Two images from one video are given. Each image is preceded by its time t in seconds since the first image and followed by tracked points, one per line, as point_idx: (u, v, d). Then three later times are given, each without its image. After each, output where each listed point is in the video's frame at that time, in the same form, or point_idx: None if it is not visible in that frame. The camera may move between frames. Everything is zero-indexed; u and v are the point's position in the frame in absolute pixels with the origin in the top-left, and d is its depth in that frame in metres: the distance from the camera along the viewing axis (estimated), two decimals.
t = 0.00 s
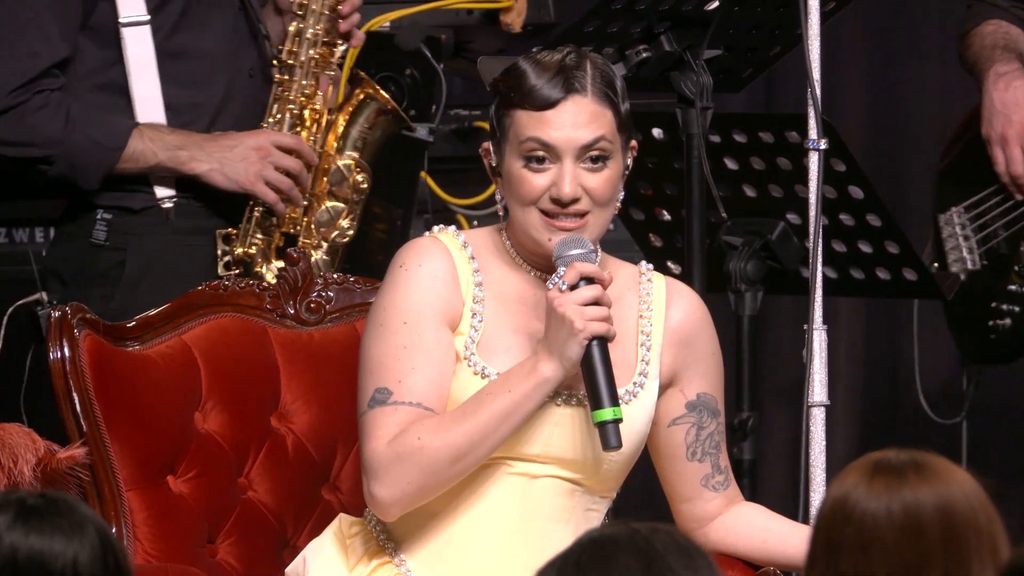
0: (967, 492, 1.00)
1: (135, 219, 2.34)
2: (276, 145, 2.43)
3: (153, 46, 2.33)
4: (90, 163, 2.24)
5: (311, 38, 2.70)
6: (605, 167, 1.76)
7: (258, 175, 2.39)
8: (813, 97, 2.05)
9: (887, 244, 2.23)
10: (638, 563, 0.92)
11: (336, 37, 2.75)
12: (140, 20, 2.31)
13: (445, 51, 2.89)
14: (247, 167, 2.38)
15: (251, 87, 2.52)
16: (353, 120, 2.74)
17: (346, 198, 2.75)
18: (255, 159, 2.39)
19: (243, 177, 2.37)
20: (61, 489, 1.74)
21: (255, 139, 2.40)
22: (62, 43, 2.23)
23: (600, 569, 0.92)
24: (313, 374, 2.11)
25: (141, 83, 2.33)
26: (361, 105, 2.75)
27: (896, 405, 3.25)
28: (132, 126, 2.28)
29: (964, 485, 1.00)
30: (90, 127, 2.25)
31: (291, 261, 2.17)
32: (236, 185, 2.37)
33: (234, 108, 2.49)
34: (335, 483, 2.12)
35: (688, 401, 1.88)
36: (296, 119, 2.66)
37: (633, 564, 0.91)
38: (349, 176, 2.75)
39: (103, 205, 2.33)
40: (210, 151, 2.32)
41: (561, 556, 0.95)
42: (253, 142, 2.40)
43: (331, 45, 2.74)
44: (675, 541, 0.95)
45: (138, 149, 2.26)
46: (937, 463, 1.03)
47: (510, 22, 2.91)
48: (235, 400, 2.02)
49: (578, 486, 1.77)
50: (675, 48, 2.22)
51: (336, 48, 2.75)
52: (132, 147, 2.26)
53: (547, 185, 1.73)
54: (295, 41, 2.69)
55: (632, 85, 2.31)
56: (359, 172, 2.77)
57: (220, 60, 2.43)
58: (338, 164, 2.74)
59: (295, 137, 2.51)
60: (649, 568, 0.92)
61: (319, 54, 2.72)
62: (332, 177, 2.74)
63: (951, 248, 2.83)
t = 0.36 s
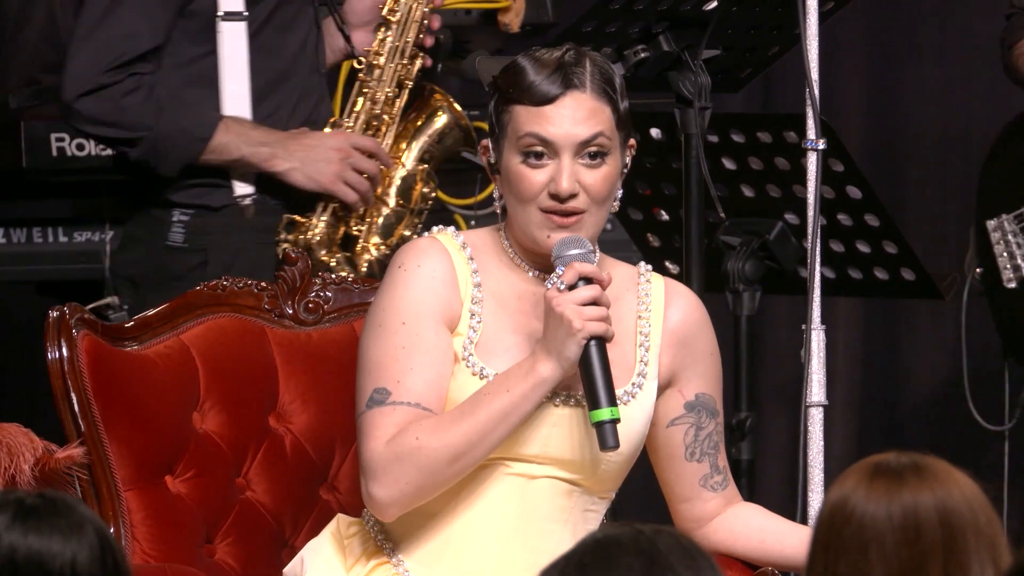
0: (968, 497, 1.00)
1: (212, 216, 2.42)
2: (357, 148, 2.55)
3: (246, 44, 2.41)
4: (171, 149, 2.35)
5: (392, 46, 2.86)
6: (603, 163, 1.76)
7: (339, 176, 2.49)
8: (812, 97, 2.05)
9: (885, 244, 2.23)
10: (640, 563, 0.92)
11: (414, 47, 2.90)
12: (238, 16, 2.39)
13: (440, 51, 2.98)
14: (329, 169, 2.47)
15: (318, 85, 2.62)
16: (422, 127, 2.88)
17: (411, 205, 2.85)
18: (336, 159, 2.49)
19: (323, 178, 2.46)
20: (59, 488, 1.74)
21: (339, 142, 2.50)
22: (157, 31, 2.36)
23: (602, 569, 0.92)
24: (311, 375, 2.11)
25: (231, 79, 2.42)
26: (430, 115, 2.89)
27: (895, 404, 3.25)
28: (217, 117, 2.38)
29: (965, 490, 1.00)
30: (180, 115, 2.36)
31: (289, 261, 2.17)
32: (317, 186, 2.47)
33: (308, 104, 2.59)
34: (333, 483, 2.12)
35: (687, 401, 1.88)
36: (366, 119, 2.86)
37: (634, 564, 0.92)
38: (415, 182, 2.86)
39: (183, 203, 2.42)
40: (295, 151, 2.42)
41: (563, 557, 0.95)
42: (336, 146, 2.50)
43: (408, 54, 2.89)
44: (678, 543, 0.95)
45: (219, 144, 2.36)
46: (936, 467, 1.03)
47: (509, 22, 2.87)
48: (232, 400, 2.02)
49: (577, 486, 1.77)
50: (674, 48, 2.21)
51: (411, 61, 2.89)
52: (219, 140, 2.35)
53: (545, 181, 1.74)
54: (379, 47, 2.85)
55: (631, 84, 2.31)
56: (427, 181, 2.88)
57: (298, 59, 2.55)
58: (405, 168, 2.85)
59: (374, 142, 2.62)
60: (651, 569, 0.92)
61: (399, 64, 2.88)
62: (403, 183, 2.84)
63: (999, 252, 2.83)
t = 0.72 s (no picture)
0: (966, 493, 0.99)
1: (264, 217, 2.44)
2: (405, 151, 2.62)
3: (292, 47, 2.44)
4: (240, 153, 2.36)
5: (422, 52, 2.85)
6: (599, 158, 1.76)
7: (390, 178, 2.57)
8: (809, 97, 2.04)
9: (882, 244, 2.23)
10: (641, 564, 0.92)
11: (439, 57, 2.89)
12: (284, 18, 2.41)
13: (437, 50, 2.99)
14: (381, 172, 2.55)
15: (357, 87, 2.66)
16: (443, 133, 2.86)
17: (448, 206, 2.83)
18: (388, 163, 2.57)
19: (376, 181, 2.54)
20: (57, 489, 1.74)
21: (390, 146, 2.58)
22: (218, 36, 2.35)
23: (604, 569, 0.92)
24: (308, 374, 2.11)
25: (279, 82, 2.45)
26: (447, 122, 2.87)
27: (893, 403, 3.26)
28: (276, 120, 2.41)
29: (964, 486, 1.00)
30: (245, 121, 2.37)
31: (286, 261, 2.17)
32: (372, 189, 2.54)
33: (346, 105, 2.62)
34: (331, 483, 2.13)
35: (685, 400, 1.88)
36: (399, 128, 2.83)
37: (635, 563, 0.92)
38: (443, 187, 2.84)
39: (230, 207, 2.43)
40: (354, 153, 2.49)
41: (563, 555, 0.96)
42: (390, 149, 2.58)
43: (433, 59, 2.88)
44: (680, 542, 0.95)
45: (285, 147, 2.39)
46: (935, 462, 1.03)
47: (506, 23, 2.93)
48: (228, 400, 2.02)
49: (575, 486, 1.77)
50: (672, 48, 2.21)
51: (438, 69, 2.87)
52: (284, 142, 2.38)
53: (542, 176, 1.73)
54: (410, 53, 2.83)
55: (630, 84, 2.31)
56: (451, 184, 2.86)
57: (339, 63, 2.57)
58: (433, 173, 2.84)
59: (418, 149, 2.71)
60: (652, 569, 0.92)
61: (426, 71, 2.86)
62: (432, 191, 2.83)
63: None
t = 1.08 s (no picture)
0: (966, 493, 0.99)
1: (191, 212, 2.33)
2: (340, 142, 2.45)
3: (217, 42, 2.34)
4: (153, 155, 2.27)
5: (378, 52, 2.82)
6: (619, 167, 1.77)
7: (321, 171, 2.42)
8: (807, 96, 2.04)
9: (881, 243, 2.23)
10: (642, 564, 0.92)
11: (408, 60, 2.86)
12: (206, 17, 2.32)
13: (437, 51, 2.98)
14: (315, 166, 2.41)
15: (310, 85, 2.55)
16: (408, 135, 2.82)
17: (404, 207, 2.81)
18: (319, 155, 2.41)
19: (308, 173, 2.40)
20: (54, 489, 1.74)
21: (322, 136, 2.41)
22: (127, 39, 2.27)
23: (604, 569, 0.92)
24: (308, 373, 2.11)
25: (203, 77, 2.35)
26: (416, 124, 2.82)
27: (890, 403, 3.25)
28: (194, 117, 2.31)
29: (965, 487, 1.00)
30: (146, 123, 2.28)
31: (284, 261, 2.17)
32: (299, 182, 2.39)
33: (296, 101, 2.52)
34: (329, 483, 2.13)
35: (683, 398, 1.88)
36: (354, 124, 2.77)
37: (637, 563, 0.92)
38: (399, 188, 2.78)
39: (161, 199, 2.33)
40: (273, 145, 2.33)
41: (563, 555, 0.96)
42: (320, 140, 2.41)
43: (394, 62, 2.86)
44: (679, 543, 0.95)
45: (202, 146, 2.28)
46: (935, 463, 1.03)
47: (503, 22, 2.89)
48: (226, 399, 2.02)
49: (575, 484, 1.77)
50: (669, 48, 2.21)
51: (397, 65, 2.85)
52: (197, 141, 2.27)
53: (567, 182, 1.73)
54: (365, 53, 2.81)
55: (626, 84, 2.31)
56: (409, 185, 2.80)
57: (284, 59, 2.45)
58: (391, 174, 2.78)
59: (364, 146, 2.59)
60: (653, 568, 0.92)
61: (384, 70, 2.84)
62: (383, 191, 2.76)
63: None
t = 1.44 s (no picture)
0: (972, 490, 0.99)
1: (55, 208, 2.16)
2: (179, 146, 2.16)
3: (81, 44, 2.21)
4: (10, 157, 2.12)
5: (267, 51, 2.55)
6: (625, 161, 1.77)
7: (153, 176, 2.14)
8: (806, 96, 2.04)
9: (880, 244, 2.23)
10: (642, 564, 0.92)
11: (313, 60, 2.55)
12: (71, 15, 2.19)
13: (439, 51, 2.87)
14: (134, 165, 2.13)
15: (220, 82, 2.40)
16: (292, 144, 2.53)
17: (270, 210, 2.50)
18: (150, 158, 2.14)
19: (136, 177, 2.14)
20: (54, 489, 1.74)
21: (155, 138, 2.14)
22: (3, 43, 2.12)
23: (604, 569, 0.92)
24: (308, 373, 2.11)
25: (68, 78, 2.21)
26: (304, 132, 2.54)
27: (890, 402, 3.25)
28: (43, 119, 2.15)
29: (970, 483, 0.99)
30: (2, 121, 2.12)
31: (284, 261, 2.17)
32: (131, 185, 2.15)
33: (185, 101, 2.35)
34: (329, 483, 2.13)
35: (683, 398, 1.88)
36: (230, 127, 2.52)
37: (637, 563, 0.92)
38: (264, 197, 2.50)
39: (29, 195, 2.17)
40: (109, 148, 2.10)
41: (564, 554, 0.96)
42: (151, 141, 2.14)
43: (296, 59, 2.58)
44: (680, 543, 0.95)
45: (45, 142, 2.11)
46: (941, 458, 1.02)
47: (503, 22, 2.89)
48: (226, 399, 2.02)
49: (575, 485, 1.77)
50: (669, 48, 2.21)
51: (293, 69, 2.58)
52: (37, 142, 2.11)
53: (574, 175, 1.73)
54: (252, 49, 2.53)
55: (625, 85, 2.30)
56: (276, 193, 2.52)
57: (170, 59, 2.31)
58: (260, 181, 2.51)
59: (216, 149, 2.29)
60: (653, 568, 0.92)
61: (271, 68, 2.57)
62: (247, 195, 2.49)
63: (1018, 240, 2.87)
